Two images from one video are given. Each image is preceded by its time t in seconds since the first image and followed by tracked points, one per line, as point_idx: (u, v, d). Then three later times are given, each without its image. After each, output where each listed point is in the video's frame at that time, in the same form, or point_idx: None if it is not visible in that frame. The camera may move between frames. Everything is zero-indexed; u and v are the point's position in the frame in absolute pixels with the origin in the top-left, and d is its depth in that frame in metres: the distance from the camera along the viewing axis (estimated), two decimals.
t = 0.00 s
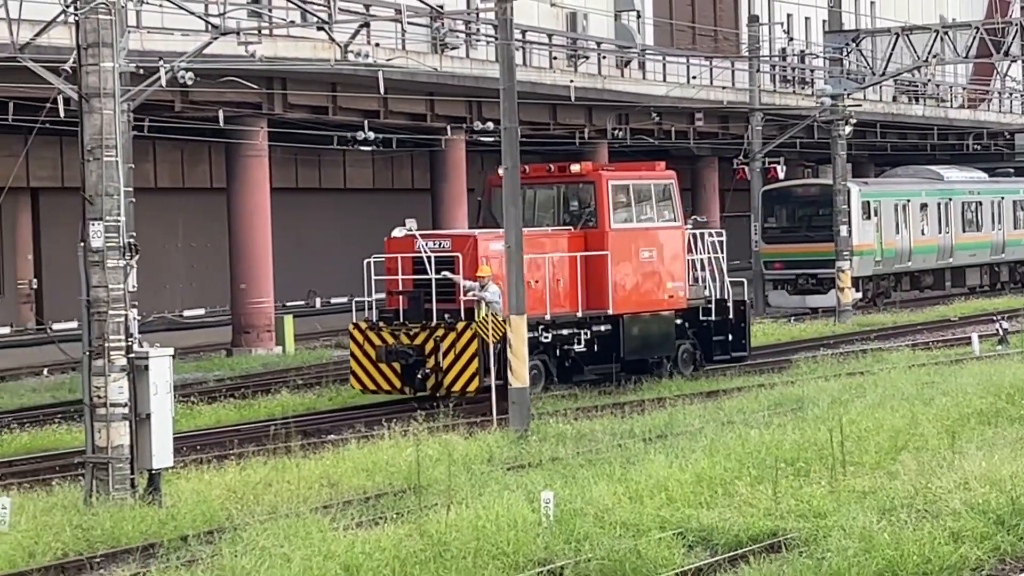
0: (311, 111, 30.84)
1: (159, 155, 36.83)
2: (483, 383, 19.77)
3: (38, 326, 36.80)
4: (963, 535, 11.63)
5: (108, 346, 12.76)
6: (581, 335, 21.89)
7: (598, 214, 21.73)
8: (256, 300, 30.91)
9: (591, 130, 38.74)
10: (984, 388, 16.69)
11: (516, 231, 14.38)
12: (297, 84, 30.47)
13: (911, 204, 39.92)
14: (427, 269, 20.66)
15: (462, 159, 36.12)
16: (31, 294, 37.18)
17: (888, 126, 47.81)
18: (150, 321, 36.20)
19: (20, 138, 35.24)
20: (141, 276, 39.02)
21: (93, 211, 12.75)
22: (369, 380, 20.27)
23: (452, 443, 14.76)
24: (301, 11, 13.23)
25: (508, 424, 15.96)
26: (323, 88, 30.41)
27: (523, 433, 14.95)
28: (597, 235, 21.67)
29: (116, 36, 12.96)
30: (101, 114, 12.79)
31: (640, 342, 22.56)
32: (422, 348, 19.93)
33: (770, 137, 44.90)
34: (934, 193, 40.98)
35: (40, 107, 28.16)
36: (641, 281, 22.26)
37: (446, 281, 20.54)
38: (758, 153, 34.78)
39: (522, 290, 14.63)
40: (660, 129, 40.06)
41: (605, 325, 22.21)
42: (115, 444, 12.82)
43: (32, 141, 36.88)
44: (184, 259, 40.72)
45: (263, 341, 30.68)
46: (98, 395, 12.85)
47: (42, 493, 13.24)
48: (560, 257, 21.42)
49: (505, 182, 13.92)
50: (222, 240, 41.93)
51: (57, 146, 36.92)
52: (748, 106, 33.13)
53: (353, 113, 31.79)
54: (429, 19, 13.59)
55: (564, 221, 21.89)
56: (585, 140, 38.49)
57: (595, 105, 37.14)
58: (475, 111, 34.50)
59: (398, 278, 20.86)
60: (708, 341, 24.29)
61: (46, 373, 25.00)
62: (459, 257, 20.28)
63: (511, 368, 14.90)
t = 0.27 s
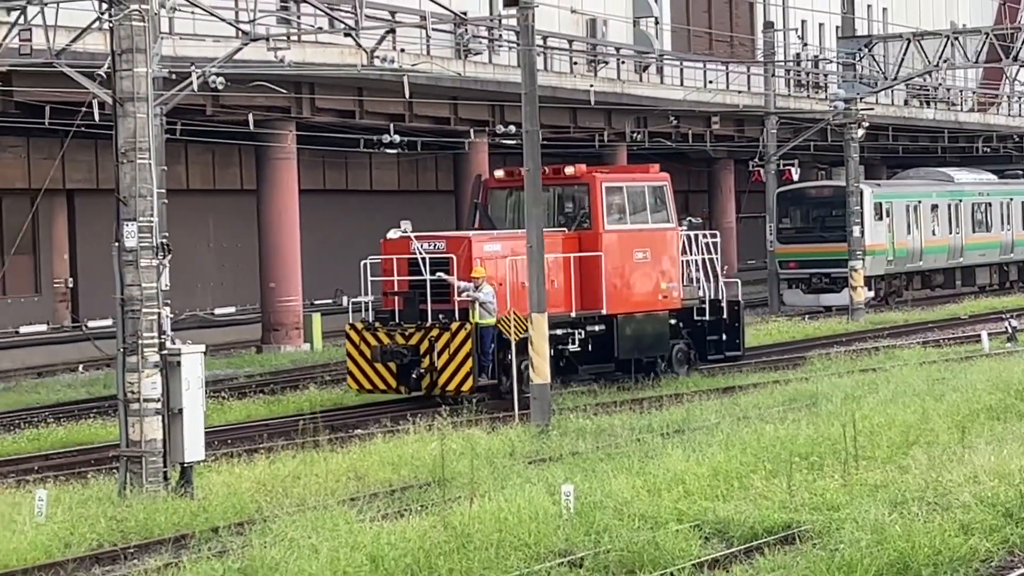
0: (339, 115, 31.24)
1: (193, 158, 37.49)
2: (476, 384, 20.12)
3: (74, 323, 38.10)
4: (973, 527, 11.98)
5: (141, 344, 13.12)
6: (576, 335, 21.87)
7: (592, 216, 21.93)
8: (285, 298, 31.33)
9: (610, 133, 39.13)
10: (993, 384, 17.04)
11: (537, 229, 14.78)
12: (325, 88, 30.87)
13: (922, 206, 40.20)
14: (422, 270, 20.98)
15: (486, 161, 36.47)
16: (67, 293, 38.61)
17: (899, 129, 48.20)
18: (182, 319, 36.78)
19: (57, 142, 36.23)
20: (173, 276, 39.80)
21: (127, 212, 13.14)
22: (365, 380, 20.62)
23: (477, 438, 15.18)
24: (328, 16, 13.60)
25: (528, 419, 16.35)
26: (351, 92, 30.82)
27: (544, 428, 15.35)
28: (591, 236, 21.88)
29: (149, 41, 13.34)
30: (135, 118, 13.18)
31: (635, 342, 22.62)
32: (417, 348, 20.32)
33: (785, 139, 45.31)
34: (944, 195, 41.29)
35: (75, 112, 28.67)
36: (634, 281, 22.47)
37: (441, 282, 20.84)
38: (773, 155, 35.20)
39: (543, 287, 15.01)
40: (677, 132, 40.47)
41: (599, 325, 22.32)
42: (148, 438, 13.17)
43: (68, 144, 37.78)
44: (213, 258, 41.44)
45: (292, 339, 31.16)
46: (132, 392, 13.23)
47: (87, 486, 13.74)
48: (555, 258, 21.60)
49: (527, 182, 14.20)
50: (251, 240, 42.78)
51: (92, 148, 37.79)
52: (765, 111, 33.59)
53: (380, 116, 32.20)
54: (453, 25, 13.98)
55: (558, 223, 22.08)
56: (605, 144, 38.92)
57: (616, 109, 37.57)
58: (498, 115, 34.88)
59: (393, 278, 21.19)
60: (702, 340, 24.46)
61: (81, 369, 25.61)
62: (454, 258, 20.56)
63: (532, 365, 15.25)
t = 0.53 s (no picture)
0: (368, 120, 31.93)
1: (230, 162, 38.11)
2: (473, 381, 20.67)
3: (114, 319, 38.48)
4: (977, 516, 12.53)
5: (179, 339, 13.72)
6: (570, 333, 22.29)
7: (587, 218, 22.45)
8: (317, 296, 32.06)
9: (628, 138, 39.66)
10: (997, 379, 17.62)
11: (558, 231, 15.43)
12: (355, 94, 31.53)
13: (928, 206, 40.72)
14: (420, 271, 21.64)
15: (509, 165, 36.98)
16: (109, 291, 39.02)
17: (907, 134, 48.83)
18: (217, 316, 37.37)
19: (99, 147, 36.85)
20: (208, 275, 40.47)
21: (165, 214, 13.72)
22: (365, 378, 21.25)
23: (501, 430, 15.83)
24: (358, 26, 14.16)
25: (548, 413, 16.96)
26: (380, 99, 31.49)
27: (565, 420, 15.96)
28: (586, 238, 22.38)
29: (186, 50, 13.92)
30: (173, 124, 13.78)
31: (628, 341, 23.11)
32: (415, 346, 20.91)
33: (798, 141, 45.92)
34: (949, 196, 41.84)
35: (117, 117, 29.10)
36: (629, 282, 22.94)
37: (438, 282, 21.55)
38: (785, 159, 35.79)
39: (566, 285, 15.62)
40: (693, 136, 41.08)
41: (594, 324, 22.76)
42: (186, 430, 13.78)
43: (108, 148, 38.27)
44: (246, 256, 42.05)
45: (323, 336, 32.11)
46: (170, 385, 13.83)
47: (133, 475, 14.41)
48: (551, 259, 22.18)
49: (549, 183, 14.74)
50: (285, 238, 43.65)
51: (132, 152, 38.30)
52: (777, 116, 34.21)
53: (406, 121, 32.88)
54: (478, 34, 14.58)
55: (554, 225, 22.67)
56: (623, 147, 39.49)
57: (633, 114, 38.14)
58: (521, 120, 35.42)
59: (392, 279, 21.87)
60: (694, 339, 24.76)
61: (121, 365, 26.36)
62: (451, 258, 21.15)
63: (554, 360, 15.89)
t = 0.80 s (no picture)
0: (394, 124, 32.63)
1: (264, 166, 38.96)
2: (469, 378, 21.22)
3: (150, 315, 40.42)
4: (983, 506, 13.01)
5: (213, 335, 14.25)
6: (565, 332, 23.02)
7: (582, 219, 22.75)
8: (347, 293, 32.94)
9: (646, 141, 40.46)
10: (1002, 373, 18.12)
11: (578, 232, 16.07)
12: (382, 99, 32.25)
13: (935, 207, 41.15)
14: (417, 271, 22.08)
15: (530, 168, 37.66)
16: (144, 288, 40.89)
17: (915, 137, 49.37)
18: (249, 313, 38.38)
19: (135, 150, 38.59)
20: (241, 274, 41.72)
21: (200, 214, 14.24)
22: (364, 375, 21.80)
23: (523, 423, 16.39)
24: (385, 34, 14.66)
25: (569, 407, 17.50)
26: (406, 103, 32.20)
27: (584, 413, 16.50)
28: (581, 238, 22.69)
29: (219, 57, 14.44)
30: (207, 128, 14.28)
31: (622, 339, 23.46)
32: (413, 344, 21.46)
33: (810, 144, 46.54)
34: (956, 197, 42.30)
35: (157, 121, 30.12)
36: (623, 281, 23.22)
37: (435, 282, 21.94)
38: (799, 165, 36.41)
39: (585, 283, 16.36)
40: (708, 139, 41.79)
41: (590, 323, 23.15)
42: (219, 422, 14.33)
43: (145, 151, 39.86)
44: (274, 254, 43.11)
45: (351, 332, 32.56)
46: (203, 379, 14.37)
47: (171, 465, 15.00)
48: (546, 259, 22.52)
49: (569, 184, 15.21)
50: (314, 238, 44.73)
51: (168, 155, 39.96)
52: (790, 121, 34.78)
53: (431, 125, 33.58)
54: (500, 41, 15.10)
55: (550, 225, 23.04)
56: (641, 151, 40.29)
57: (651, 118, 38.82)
58: (542, 124, 36.16)
59: (390, 278, 22.33)
60: (688, 337, 25.13)
61: (156, 360, 27.01)
62: (448, 259, 21.53)
63: (575, 355, 16.34)
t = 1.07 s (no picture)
0: (420, 128, 33.66)
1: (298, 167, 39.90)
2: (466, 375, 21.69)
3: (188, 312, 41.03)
4: (986, 494, 13.60)
5: (248, 330, 14.92)
6: (560, 330, 23.63)
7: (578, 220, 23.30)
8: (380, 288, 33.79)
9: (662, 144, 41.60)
10: (1005, 366, 18.76)
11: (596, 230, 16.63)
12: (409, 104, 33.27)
13: (940, 207, 41.62)
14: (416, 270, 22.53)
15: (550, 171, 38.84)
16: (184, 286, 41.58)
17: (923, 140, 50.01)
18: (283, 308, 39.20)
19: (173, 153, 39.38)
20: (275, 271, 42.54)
21: (236, 215, 14.90)
22: (364, 373, 22.30)
23: (543, 415, 17.04)
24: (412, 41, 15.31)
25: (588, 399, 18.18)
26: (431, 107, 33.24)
27: (603, 405, 17.18)
28: (577, 239, 23.25)
29: (254, 63, 15.06)
30: (243, 131, 14.91)
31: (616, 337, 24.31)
32: (412, 342, 21.94)
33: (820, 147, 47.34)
34: (960, 198, 42.81)
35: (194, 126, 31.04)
36: (618, 281, 23.75)
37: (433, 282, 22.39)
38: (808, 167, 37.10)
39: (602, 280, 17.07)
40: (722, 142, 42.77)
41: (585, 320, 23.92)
42: (254, 413, 14.99)
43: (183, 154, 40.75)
44: (308, 254, 43.84)
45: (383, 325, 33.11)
46: (239, 372, 15.04)
47: (209, 455, 15.71)
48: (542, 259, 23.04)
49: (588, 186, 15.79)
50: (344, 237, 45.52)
51: (204, 158, 40.75)
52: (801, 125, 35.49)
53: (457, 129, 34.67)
54: (522, 49, 15.70)
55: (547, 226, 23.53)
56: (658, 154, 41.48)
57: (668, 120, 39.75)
58: (562, 128, 37.25)
59: (390, 278, 22.81)
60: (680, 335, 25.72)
61: (192, 355, 27.87)
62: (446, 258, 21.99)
63: (593, 350, 17.31)
